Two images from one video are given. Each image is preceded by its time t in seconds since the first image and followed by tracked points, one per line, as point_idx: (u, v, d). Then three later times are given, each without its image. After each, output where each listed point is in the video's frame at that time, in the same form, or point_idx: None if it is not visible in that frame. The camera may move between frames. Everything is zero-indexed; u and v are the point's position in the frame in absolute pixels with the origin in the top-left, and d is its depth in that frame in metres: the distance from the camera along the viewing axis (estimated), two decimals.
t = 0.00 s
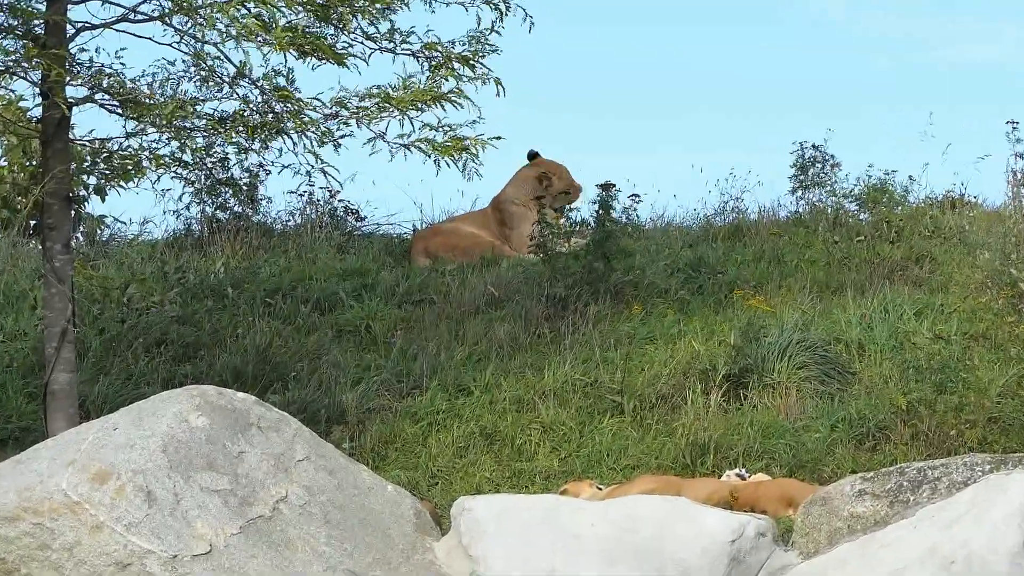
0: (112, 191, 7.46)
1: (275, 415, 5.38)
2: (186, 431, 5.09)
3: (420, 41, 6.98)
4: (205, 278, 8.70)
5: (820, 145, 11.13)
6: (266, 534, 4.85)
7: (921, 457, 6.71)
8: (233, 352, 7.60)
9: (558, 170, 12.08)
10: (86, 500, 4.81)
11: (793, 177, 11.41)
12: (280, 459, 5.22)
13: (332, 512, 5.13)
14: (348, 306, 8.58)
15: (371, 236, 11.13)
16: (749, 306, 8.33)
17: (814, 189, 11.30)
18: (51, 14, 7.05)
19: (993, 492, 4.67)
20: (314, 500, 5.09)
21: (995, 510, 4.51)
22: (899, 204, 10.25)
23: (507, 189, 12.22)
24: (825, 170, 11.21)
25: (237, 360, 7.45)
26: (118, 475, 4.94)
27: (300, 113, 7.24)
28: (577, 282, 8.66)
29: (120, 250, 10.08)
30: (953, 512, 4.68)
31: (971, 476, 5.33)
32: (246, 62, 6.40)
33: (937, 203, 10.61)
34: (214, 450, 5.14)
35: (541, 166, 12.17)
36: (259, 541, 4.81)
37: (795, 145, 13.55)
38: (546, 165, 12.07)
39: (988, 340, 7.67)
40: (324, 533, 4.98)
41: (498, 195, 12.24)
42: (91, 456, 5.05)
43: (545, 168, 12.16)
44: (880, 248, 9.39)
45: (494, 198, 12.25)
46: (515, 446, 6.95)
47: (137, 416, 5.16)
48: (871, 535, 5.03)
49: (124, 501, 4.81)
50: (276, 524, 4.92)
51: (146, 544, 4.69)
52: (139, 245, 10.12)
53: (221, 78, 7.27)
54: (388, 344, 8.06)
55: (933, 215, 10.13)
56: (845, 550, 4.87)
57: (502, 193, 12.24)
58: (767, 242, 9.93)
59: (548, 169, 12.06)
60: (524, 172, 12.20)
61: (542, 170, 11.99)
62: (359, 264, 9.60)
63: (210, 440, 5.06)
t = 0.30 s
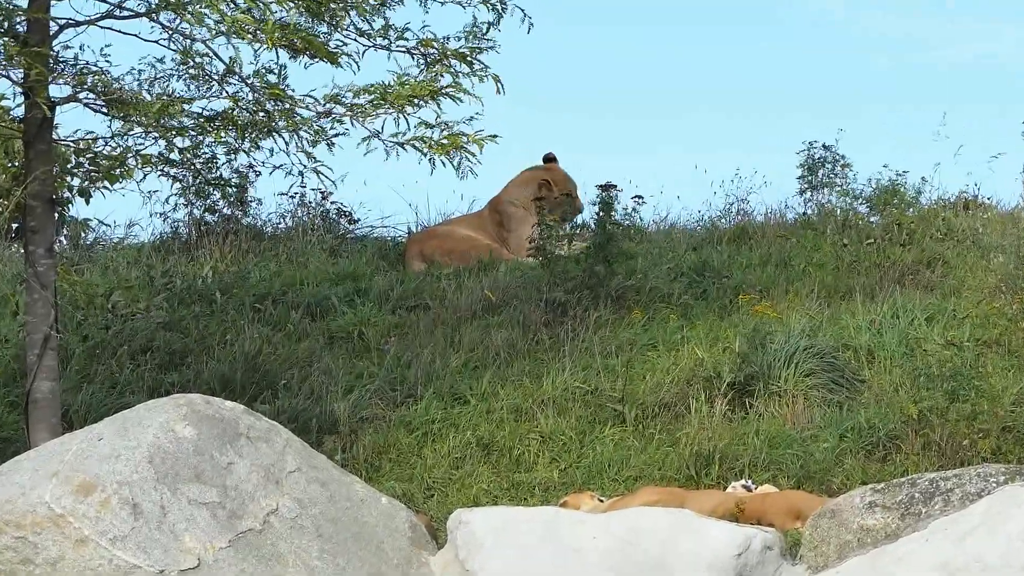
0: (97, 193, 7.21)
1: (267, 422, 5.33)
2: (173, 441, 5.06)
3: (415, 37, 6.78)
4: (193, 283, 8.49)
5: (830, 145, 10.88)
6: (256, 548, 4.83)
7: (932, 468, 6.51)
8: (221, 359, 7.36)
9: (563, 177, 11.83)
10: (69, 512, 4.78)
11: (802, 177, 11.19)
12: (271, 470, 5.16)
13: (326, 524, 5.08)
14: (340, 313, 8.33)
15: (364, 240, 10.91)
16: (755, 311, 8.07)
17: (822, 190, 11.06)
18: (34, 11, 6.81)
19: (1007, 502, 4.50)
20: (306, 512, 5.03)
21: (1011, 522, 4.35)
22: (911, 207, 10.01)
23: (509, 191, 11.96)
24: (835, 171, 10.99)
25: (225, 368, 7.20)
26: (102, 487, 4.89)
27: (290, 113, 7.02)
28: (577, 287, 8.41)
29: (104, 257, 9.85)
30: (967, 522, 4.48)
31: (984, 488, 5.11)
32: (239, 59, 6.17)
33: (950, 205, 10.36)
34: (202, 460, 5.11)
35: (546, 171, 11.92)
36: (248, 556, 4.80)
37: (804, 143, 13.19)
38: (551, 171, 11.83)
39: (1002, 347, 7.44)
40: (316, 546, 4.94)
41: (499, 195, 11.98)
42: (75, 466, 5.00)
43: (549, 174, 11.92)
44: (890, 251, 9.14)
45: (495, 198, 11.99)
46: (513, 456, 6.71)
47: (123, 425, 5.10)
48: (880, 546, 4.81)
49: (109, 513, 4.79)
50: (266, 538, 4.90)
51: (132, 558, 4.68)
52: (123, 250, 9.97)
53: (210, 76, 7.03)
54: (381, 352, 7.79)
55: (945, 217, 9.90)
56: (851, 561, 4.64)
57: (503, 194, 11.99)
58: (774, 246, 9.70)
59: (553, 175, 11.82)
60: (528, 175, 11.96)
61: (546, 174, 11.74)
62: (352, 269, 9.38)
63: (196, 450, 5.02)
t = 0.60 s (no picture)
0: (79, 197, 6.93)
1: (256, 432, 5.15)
2: (160, 453, 4.89)
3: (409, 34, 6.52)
4: (179, 289, 8.24)
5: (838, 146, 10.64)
6: (244, 563, 4.60)
7: (945, 480, 6.26)
8: (209, 369, 7.09)
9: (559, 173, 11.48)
10: (51, 528, 4.57)
11: (810, 179, 10.98)
12: (260, 483, 4.98)
13: (317, 539, 4.86)
14: (332, 320, 8.07)
15: (356, 244, 10.67)
16: (761, 317, 7.84)
17: (830, 192, 10.83)
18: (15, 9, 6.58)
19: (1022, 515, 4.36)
20: (296, 527, 4.81)
21: None
22: (923, 209, 9.80)
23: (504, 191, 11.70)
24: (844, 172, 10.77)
25: (213, 378, 6.94)
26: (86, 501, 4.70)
27: (280, 112, 6.79)
28: (577, 292, 8.17)
29: (86, 263, 9.62)
30: (980, 535, 4.31)
31: (999, 500, 4.98)
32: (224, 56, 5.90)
33: (962, 207, 10.12)
34: (190, 473, 4.91)
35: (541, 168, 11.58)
36: (237, 572, 4.57)
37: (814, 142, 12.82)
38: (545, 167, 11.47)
39: (1018, 354, 7.19)
40: (307, 561, 4.71)
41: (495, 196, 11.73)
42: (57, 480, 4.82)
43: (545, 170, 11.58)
44: (901, 255, 8.90)
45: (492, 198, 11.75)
46: (511, 468, 6.45)
47: (107, 438, 4.92)
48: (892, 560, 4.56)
49: (92, 528, 4.58)
50: (255, 553, 4.66)
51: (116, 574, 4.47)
52: (107, 256, 9.76)
53: (196, 75, 6.79)
54: (374, 360, 7.53)
55: (958, 219, 9.68)
56: None
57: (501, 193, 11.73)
58: (780, 250, 9.46)
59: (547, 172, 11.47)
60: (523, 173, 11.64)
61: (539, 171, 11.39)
62: (345, 275, 9.14)
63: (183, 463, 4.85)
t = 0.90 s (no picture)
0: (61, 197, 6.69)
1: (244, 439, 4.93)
2: (144, 461, 4.68)
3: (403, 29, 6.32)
4: (165, 292, 8.03)
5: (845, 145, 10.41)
6: None
7: (956, 490, 6.06)
8: (196, 374, 6.87)
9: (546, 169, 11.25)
10: (33, 538, 4.38)
11: (817, 179, 10.75)
12: (249, 492, 4.72)
13: (307, 550, 4.63)
14: (323, 324, 7.83)
15: (348, 246, 10.45)
16: (766, 321, 7.61)
17: (838, 193, 10.61)
18: None
19: None
20: (285, 538, 4.57)
21: None
22: (933, 210, 9.59)
23: (494, 192, 11.51)
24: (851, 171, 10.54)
25: (200, 385, 6.71)
26: (69, 511, 4.50)
27: (269, 110, 6.58)
28: (576, 296, 7.94)
29: (69, 267, 9.40)
30: (994, 547, 4.08)
31: (1013, 510, 4.74)
32: (214, 54, 5.72)
33: (974, 209, 9.89)
34: (176, 482, 4.70)
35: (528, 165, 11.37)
36: None
37: (821, 141, 12.52)
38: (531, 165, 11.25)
39: None
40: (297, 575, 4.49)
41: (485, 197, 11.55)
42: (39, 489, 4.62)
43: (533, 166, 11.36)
44: (911, 258, 8.67)
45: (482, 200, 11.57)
46: (508, 477, 6.23)
47: (90, 445, 4.70)
48: None
49: (74, 539, 4.39)
50: (244, 565, 4.44)
51: None
52: (91, 258, 9.57)
53: (182, 71, 6.57)
54: (367, 365, 7.32)
55: (970, 221, 9.45)
56: None
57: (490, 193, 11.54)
58: (786, 252, 9.24)
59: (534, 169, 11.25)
60: (510, 171, 11.42)
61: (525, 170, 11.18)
62: (337, 278, 8.91)
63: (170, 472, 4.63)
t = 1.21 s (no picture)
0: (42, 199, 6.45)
1: (235, 448, 4.71)
2: (129, 471, 4.48)
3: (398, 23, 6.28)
4: (152, 298, 7.84)
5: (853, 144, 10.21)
6: None
7: (969, 501, 5.84)
8: (183, 382, 6.64)
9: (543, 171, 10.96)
10: (14, 552, 4.20)
11: (825, 180, 10.53)
12: (238, 503, 4.50)
13: (298, 564, 4.40)
14: (315, 330, 7.60)
15: (341, 249, 10.26)
16: (773, 327, 7.38)
17: (846, 194, 10.40)
18: None
19: None
20: (276, 550, 4.35)
21: None
22: (945, 211, 9.41)
23: (489, 196, 11.25)
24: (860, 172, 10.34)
25: (188, 392, 6.48)
26: (52, 523, 4.31)
27: (260, 108, 6.41)
28: (576, 301, 7.72)
29: (53, 271, 9.17)
30: (1009, 560, 3.90)
31: None
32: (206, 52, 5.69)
33: (988, 212, 9.67)
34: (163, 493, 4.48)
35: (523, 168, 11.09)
36: None
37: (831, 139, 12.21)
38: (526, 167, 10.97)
39: None
40: None
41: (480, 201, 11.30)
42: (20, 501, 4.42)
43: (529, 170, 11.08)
44: (923, 262, 8.45)
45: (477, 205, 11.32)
46: (506, 488, 6.00)
47: (73, 455, 4.50)
48: None
49: (58, 552, 4.20)
50: None
51: None
52: (76, 261, 9.40)
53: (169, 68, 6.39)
54: (360, 372, 7.08)
55: (983, 224, 9.24)
56: None
57: (486, 198, 11.29)
58: (793, 256, 9.03)
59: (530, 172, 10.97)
60: (505, 175, 11.15)
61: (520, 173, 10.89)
62: (330, 282, 8.68)
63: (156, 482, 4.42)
